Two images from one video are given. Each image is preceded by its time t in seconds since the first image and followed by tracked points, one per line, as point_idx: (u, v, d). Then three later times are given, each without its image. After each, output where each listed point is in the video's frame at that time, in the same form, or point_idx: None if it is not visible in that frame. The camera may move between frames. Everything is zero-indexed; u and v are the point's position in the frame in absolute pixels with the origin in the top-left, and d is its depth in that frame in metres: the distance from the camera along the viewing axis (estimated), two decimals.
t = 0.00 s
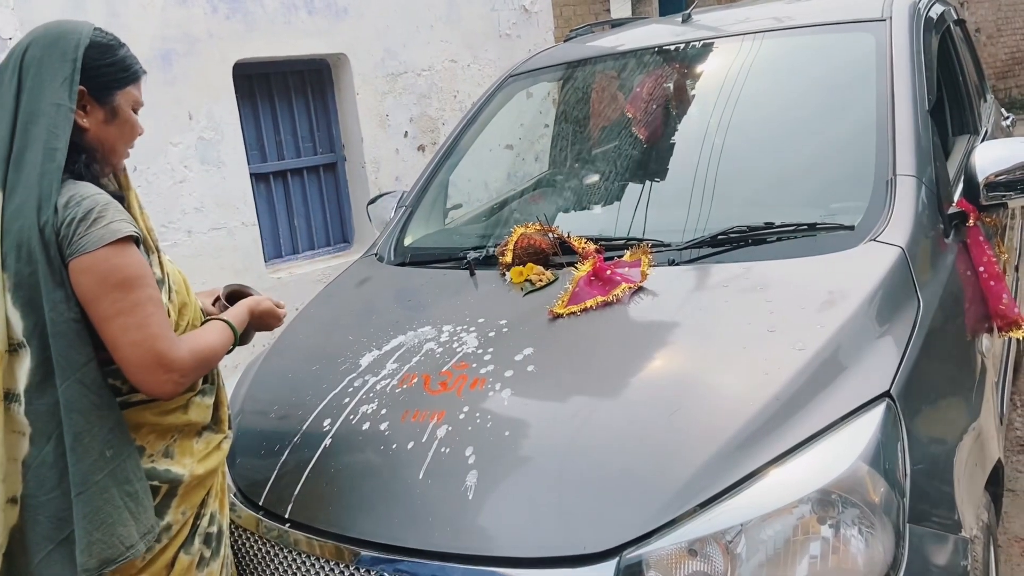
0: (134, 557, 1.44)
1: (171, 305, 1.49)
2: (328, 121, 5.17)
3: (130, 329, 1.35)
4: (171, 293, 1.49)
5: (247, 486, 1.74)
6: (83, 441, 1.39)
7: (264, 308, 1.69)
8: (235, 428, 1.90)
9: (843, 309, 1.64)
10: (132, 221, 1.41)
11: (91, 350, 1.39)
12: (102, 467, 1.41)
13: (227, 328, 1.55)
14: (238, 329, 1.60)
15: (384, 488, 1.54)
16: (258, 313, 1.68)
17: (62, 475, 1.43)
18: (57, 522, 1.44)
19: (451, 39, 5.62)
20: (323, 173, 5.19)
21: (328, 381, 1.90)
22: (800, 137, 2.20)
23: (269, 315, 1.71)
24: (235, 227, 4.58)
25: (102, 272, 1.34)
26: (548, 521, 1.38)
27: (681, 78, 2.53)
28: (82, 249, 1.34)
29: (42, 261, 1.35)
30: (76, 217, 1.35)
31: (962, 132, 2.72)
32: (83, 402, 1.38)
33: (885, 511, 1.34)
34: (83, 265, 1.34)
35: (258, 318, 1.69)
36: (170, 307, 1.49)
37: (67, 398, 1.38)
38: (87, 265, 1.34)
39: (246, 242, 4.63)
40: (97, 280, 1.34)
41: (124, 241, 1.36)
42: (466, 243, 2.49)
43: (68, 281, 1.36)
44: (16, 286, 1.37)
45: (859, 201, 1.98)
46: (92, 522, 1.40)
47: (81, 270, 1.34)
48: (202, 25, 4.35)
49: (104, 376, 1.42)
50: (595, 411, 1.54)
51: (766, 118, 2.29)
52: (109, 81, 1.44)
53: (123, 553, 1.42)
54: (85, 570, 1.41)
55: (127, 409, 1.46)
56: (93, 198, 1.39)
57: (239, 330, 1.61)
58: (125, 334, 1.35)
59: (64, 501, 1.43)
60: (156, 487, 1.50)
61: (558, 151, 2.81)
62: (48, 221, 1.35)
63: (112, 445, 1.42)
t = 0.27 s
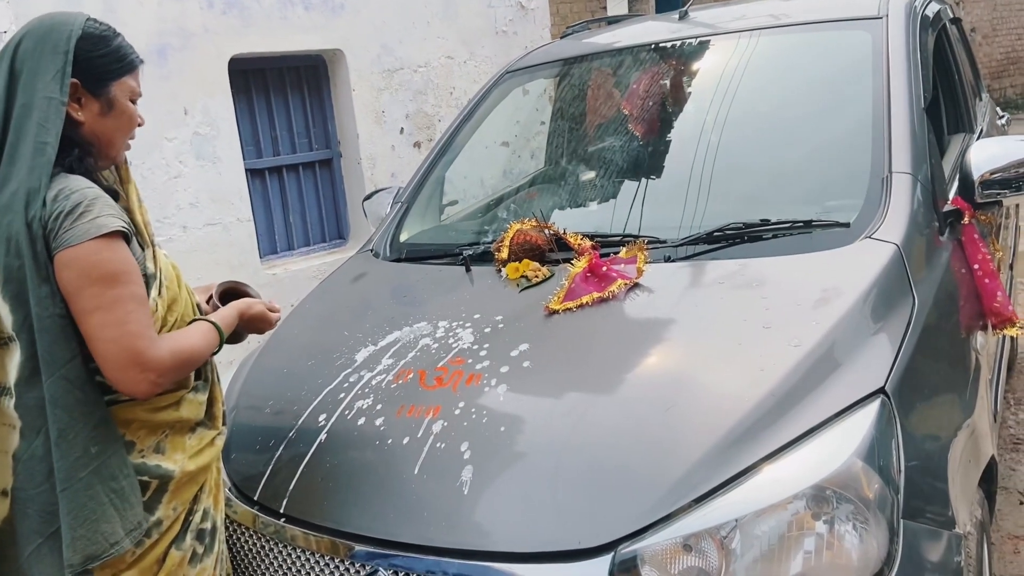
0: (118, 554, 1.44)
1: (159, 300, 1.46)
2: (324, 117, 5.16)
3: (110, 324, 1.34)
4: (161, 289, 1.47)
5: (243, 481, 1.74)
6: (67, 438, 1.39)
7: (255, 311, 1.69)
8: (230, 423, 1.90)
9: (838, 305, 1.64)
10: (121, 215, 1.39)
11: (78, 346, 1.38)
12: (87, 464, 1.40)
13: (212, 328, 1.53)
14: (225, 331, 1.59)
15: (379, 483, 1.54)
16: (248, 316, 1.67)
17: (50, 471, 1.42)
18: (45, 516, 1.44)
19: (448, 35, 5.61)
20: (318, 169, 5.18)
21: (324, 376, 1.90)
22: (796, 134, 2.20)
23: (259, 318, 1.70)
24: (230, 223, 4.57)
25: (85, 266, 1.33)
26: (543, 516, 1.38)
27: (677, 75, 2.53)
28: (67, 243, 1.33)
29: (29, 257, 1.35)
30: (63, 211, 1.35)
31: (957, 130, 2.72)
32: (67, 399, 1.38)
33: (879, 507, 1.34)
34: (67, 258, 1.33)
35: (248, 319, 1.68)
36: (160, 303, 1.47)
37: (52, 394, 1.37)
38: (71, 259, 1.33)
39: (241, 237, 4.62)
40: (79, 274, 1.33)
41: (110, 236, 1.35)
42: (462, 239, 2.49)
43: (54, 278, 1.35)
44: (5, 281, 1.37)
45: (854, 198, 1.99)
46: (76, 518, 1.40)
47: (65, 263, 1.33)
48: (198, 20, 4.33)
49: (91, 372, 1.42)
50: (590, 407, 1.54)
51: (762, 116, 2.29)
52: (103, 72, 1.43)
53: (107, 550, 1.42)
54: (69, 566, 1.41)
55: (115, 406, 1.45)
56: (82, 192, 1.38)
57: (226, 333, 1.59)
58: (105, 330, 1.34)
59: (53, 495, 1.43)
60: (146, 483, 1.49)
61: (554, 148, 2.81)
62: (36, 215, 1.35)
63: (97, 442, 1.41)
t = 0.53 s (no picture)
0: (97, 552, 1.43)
1: (150, 296, 1.44)
2: (318, 113, 5.15)
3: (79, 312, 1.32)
4: (153, 285, 1.45)
5: (237, 477, 1.74)
6: (51, 434, 1.38)
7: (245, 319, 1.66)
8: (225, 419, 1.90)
9: (832, 303, 1.65)
10: (110, 207, 1.39)
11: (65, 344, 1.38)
12: (70, 462, 1.40)
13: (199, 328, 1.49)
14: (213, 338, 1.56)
15: (374, 479, 1.54)
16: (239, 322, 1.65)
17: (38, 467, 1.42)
18: (34, 512, 1.43)
19: (443, 32, 5.61)
20: (313, 166, 5.17)
21: (319, 372, 1.90)
22: (791, 133, 2.21)
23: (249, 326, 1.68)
24: (224, 219, 4.56)
25: (66, 256, 1.32)
26: (538, 512, 1.38)
27: (673, 73, 2.54)
28: (53, 233, 1.33)
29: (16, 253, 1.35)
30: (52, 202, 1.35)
31: (951, 130, 2.74)
32: (52, 396, 1.38)
33: (873, 504, 1.35)
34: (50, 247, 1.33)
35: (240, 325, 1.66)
36: (152, 300, 1.44)
37: (37, 391, 1.37)
38: (53, 249, 1.33)
39: (235, 234, 4.61)
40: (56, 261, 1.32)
41: (96, 226, 1.35)
42: (457, 236, 2.49)
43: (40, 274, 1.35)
44: None
45: (848, 197, 1.99)
46: (58, 516, 1.40)
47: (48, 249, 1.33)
48: (192, 15, 4.32)
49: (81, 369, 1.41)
50: (585, 404, 1.54)
51: (757, 114, 2.29)
52: (95, 63, 1.42)
53: (85, 550, 1.41)
54: (50, 563, 1.41)
55: (105, 403, 1.44)
56: (72, 183, 1.38)
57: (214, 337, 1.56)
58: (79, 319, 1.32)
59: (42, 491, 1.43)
60: (137, 480, 1.48)
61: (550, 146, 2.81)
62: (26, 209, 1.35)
63: (81, 440, 1.41)
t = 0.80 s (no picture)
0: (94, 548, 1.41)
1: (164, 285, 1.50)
2: (312, 109, 5.13)
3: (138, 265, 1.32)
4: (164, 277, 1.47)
5: (230, 472, 1.74)
6: (52, 429, 1.38)
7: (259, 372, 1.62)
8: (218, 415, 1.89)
9: (825, 300, 1.65)
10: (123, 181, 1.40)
11: (76, 338, 1.37)
12: (70, 458, 1.39)
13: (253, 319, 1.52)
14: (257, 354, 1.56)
15: (367, 475, 1.54)
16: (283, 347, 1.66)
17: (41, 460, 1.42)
18: (38, 506, 1.43)
19: (438, 29, 5.60)
20: (306, 162, 5.16)
21: (312, 368, 1.90)
22: (785, 131, 2.21)
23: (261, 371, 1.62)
24: (218, 215, 4.54)
25: (113, 217, 1.33)
26: (531, 508, 1.38)
27: (667, 71, 2.54)
28: (84, 207, 1.33)
29: (34, 248, 1.34)
30: (68, 183, 1.35)
31: (944, 129, 2.75)
32: (55, 391, 1.37)
33: (865, 500, 1.35)
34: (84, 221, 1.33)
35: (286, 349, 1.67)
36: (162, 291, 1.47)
37: (41, 386, 1.36)
38: (93, 216, 1.33)
39: (228, 230, 4.60)
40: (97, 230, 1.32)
41: (123, 194, 1.36)
42: (451, 233, 2.49)
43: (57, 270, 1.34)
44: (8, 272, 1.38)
45: (842, 195, 2.00)
46: (62, 511, 1.39)
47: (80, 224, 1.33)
48: (186, 10, 4.30)
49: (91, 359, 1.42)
50: (578, 400, 1.54)
51: (751, 112, 2.30)
52: (87, 55, 1.42)
53: (77, 545, 1.40)
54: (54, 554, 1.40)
55: (110, 391, 1.43)
56: (87, 165, 1.38)
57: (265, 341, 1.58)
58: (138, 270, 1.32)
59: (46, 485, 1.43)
60: (141, 470, 1.47)
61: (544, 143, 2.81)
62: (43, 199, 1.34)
63: (83, 436, 1.39)
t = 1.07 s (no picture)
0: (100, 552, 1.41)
1: (167, 282, 1.52)
2: (306, 107, 5.12)
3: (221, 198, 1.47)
4: (172, 270, 1.54)
5: (221, 470, 1.73)
6: (58, 433, 1.37)
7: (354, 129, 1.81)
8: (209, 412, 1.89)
9: (818, 300, 1.66)
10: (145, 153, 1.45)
11: (91, 342, 1.37)
12: (77, 462, 1.38)
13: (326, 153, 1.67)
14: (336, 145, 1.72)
15: (359, 473, 1.53)
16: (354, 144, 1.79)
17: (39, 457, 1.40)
18: (32, 504, 1.40)
19: (432, 27, 5.59)
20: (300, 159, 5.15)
21: (305, 365, 1.89)
22: (778, 130, 2.22)
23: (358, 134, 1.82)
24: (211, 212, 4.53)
25: (173, 173, 1.44)
26: (523, 506, 1.38)
27: (661, 70, 2.54)
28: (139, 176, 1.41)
29: (54, 250, 1.35)
30: (97, 174, 1.40)
31: (936, 130, 2.75)
32: (65, 395, 1.36)
33: (856, 499, 1.36)
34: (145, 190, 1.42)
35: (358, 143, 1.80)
36: (168, 284, 1.52)
37: (49, 389, 1.36)
38: (155, 180, 1.42)
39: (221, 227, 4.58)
40: (166, 191, 1.43)
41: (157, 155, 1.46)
42: (445, 231, 2.49)
43: (74, 264, 1.36)
44: (12, 274, 1.36)
45: (834, 195, 2.00)
46: (67, 513, 1.38)
47: (146, 194, 1.42)
48: (180, 7, 4.29)
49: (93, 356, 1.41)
50: (570, 399, 1.54)
51: (745, 111, 2.30)
52: (83, 51, 1.42)
53: (79, 549, 1.39)
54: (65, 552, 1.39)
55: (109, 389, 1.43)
56: (96, 155, 1.41)
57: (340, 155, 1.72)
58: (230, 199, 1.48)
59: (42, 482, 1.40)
60: (137, 469, 1.46)
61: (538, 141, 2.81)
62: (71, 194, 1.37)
63: (92, 441, 1.39)
